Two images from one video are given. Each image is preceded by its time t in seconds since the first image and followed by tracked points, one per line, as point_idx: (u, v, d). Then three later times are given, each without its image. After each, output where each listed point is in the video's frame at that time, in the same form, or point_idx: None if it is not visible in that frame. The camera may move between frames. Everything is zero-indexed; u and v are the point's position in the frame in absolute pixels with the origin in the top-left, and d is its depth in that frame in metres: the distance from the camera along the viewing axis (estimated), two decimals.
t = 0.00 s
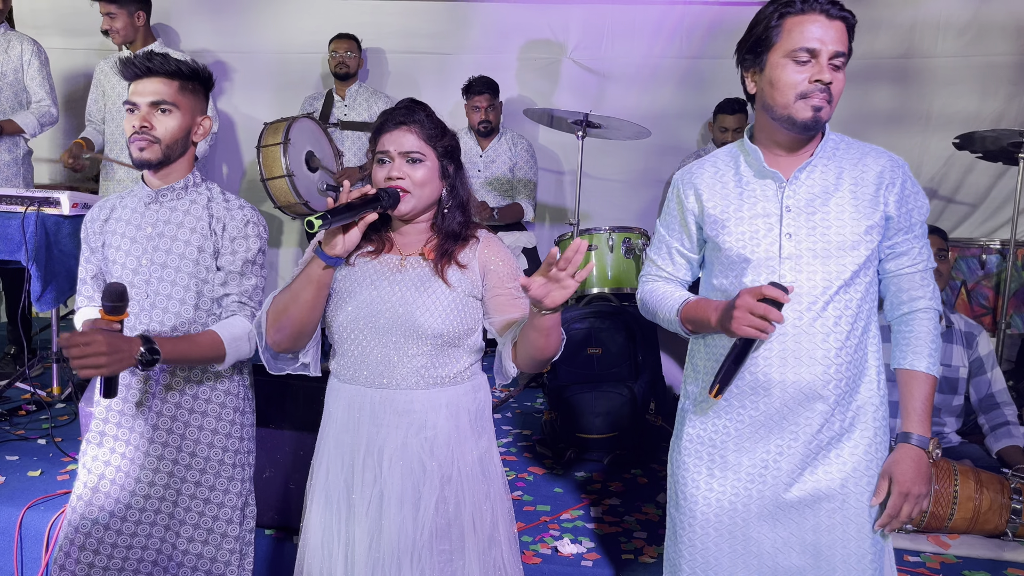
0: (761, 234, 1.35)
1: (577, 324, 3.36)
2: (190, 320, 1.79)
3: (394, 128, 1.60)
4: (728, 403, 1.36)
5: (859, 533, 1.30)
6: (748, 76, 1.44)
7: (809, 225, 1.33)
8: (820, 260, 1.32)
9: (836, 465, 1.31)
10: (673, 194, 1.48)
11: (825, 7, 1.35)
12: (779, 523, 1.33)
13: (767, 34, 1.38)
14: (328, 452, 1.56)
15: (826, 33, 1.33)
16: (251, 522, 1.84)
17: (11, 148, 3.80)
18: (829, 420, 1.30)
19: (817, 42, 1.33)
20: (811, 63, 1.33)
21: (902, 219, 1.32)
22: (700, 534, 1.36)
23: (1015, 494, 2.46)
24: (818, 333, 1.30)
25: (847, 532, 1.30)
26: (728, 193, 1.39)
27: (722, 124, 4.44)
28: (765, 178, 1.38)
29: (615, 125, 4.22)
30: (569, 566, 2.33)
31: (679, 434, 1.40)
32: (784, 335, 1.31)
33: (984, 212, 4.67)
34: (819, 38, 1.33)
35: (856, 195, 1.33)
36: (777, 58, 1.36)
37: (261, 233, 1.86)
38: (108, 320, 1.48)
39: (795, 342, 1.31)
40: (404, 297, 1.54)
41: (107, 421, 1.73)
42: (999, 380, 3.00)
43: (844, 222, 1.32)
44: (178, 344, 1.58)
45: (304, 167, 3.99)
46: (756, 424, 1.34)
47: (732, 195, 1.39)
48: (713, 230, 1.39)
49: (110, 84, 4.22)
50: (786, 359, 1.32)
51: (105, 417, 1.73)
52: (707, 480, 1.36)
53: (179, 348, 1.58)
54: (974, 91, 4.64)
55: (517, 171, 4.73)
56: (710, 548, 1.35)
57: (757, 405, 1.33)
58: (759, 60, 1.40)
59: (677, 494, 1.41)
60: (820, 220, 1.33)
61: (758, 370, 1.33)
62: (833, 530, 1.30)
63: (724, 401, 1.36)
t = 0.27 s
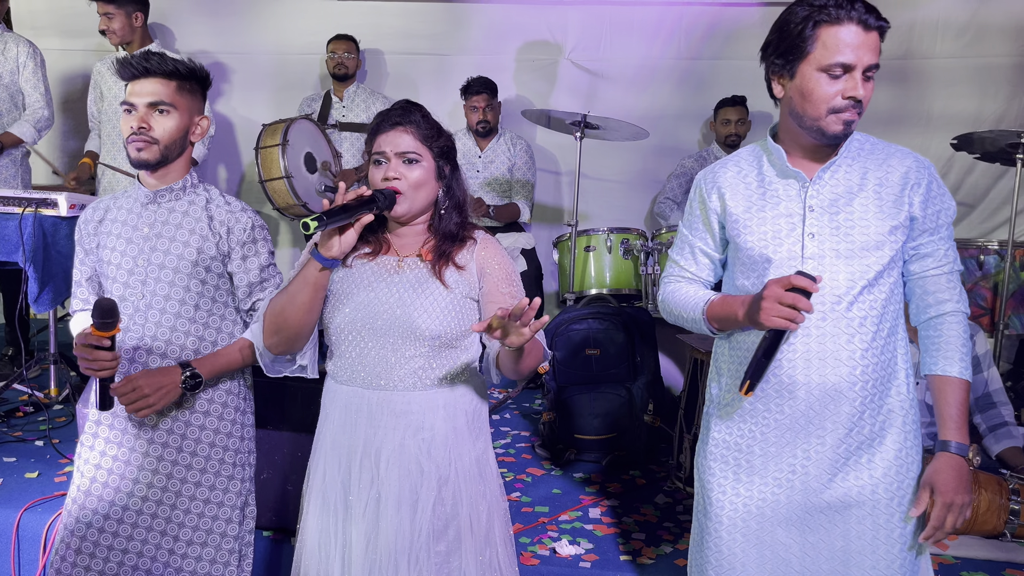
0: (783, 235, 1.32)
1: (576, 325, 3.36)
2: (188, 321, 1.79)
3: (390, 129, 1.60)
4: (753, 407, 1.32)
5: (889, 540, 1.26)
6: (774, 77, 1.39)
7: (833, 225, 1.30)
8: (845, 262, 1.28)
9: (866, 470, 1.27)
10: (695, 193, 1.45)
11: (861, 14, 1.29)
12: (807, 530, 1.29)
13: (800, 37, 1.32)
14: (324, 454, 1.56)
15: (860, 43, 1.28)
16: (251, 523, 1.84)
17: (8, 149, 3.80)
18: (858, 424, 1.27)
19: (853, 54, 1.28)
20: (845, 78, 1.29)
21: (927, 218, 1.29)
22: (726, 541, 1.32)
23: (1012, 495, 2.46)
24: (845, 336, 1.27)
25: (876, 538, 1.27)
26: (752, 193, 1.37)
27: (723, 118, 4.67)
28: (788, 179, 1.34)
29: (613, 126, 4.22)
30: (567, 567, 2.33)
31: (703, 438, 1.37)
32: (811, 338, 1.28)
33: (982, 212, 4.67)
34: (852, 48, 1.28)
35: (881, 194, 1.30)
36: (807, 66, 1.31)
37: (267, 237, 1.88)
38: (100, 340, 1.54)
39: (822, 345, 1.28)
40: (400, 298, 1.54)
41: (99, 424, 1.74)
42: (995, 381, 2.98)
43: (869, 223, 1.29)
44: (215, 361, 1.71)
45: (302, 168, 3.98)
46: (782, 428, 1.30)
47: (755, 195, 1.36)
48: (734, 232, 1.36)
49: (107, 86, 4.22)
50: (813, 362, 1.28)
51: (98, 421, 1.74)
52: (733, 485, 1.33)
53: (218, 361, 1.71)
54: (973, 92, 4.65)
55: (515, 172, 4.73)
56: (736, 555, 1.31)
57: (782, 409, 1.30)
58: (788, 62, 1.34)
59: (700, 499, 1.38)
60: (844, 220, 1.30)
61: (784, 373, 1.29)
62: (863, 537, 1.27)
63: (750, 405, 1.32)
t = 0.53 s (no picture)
0: (810, 235, 1.32)
1: (573, 326, 3.34)
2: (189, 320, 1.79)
3: (385, 131, 1.59)
4: (780, 408, 1.32)
5: (913, 544, 1.26)
6: (807, 72, 1.37)
7: (860, 226, 1.30)
8: (873, 263, 1.28)
9: (893, 474, 1.27)
10: (721, 190, 1.45)
11: (894, 6, 1.30)
12: (829, 532, 1.29)
13: (833, 31, 1.31)
14: (320, 455, 1.56)
15: (894, 36, 1.28)
16: (251, 522, 1.84)
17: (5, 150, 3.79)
18: (884, 427, 1.27)
19: (888, 47, 1.27)
20: (881, 70, 1.28)
21: (957, 221, 1.29)
22: (746, 541, 1.31)
23: (1010, 495, 2.48)
24: (872, 338, 1.27)
25: (900, 542, 1.26)
26: (780, 193, 1.36)
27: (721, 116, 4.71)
28: (816, 179, 1.34)
29: (611, 127, 4.22)
30: (564, 568, 2.33)
31: (725, 439, 1.36)
32: (837, 339, 1.28)
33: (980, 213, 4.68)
34: (887, 41, 1.28)
35: (909, 196, 1.30)
36: (842, 59, 1.30)
37: (269, 237, 1.90)
38: (96, 362, 1.52)
39: (849, 347, 1.27)
40: (396, 298, 1.54)
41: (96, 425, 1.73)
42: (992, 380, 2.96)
43: (898, 225, 1.29)
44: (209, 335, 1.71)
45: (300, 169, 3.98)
46: (809, 430, 1.29)
47: (783, 194, 1.36)
48: (760, 231, 1.36)
49: (104, 86, 4.22)
50: (841, 364, 1.28)
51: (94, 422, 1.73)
52: (755, 484, 1.32)
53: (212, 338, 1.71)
54: (970, 92, 4.65)
55: (512, 172, 4.73)
56: (755, 555, 1.31)
57: (808, 411, 1.29)
58: (821, 56, 1.34)
59: (720, 498, 1.37)
60: (872, 221, 1.30)
61: (811, 374, 1.29)
62: (887, 540, 1.26)
63: (778, 404, 1.32)
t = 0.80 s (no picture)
0: (832, 242, 1.32)
1: (571, 326, 3.35)
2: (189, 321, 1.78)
3: (383, 132, 1.59)
4: (803, 410, 1.31)
5: (930, 549, 1.27)
6: (834, 77, 1.38)
7: (883, 233, 1.30)
8: (895, 272, 1.28)
9: (915, 480, 1.27)
10: (743, 191, 1.43)
11: (925, 11, 1.30)
12: (848, 535, 1.29)
13: (863, 35, 1.32)
14: (317, 455, 1.56)
15: (924, 40, 1.28)
16: (249, 526, 1.84)
17: (3, 150, 3.79)
18: (907, 433, 1.26)
19: (917, 53, 1.28)
20: (909, 74, 1.28)
21: (984, 230, 1.28)
22: (764, 542, 1.31)
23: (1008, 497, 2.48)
24: (896, 344, 1.26)
25: (919, 547, 1.27)
26: (804, 197, 1.36)
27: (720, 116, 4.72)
28: (840, 185, 1.34)
29: (609, 128, 4.22)
30: (562, 569, 2.33)
31: (745, 439, 1.35)
32: (861, 345, 1.28)
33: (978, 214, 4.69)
34: (916, 46, 1.28)
35: (934, 204, 1.30)
36: (871, 63, 1.30)
37: (264, 238, 1.89)
38: (107, 376, 1.50)
39: (872, 352, 1.27)
40: (392, 298, 1.54)
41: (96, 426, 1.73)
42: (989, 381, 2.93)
43: (923, 232, 1.28)
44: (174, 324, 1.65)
45: (298, 169, 3.98)
46: (833, 434, 1.29)
47: (807, 199, 1.35)
48: (781, 236, 1.36)
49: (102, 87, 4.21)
50: (864, 369, 1.28)
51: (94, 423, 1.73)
52: (776, 485, 1.31)
53: (173, 327, 1.65)
54: (968, 93, 4.66)
55: (510, 173, 4.73)
56: (773, 556, 1.30)
57: (833, 414, 1.29)
58: (849, 60, 1.34)
59: (737, 497, 1.36)
60: (895, 228, 1.29)
61: (835, 378, 1.29)
62: (907, 544, 1.27)
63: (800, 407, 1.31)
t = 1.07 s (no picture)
0: (846, 240, 1.32)
1: (571, 326, 3.37)
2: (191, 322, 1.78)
3: (384, 133, 1.59)
4: (814, 411, 1.31)
5: (937, 554, 1.27)
6: (848, 84, 1.39)
7: (898, 234, 1.30)
8: (909, 273, 1.28)
9: (924, 484, 1.27)
10: (759, 189, 1.44)
11: (939, 22, 1.28)
12: (856, 538, 1.29)
13: (872, 47, 1.32)
14: (317, 454, 1.56)
15: (930, 49, 1.27)
16: (251, 528, 1.84)
17: (3, 151, 3.78)
18: (916, 436, 1.27)
19: (925, 65, 1.27)
20: (918, 87, 1.28)
21: (1001, 236, 1.28)
22: (771, 542, 1.30)
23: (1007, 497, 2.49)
24: (908, 347, 1.27)
25: (926, 551, 1.27)
26: (821, 197, 1.36)
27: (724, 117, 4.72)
28: (856, 184, 1.34)
29: (608, 128, 4.23)
30: (563, 569, 2.33)
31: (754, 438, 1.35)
32: (873, 347, 1.28)
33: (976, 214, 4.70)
34: (927, 58, 1.27)
35: (950, 207, 1.29)
36: (879, 76, 1.31)
37: (263, 238, 1.87)
38: (114, 389, 1.54)
39: (883, 354, 1.27)
40: (390, 299, 1.54)
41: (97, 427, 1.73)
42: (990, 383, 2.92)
43: (938, 234, 1.28)
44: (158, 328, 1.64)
45: (298, 170, 3.98)
46: (843, 435, 1.29)
47: (824, 199, 1.36)
48: (796, 234, 1.36)
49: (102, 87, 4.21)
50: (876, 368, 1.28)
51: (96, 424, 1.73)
52: (785, 485, 1.31)
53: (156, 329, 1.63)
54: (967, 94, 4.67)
55: (510, 174, 4.73)
56: (779, 557, 1.30)
57: (844, 416, 1.29)
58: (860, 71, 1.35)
59: (745, 497, 1.36)
60: (910, 230, 1.29)
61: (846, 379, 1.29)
62: (914, 549, 1.27)
63: (812, 406, 1.31)
